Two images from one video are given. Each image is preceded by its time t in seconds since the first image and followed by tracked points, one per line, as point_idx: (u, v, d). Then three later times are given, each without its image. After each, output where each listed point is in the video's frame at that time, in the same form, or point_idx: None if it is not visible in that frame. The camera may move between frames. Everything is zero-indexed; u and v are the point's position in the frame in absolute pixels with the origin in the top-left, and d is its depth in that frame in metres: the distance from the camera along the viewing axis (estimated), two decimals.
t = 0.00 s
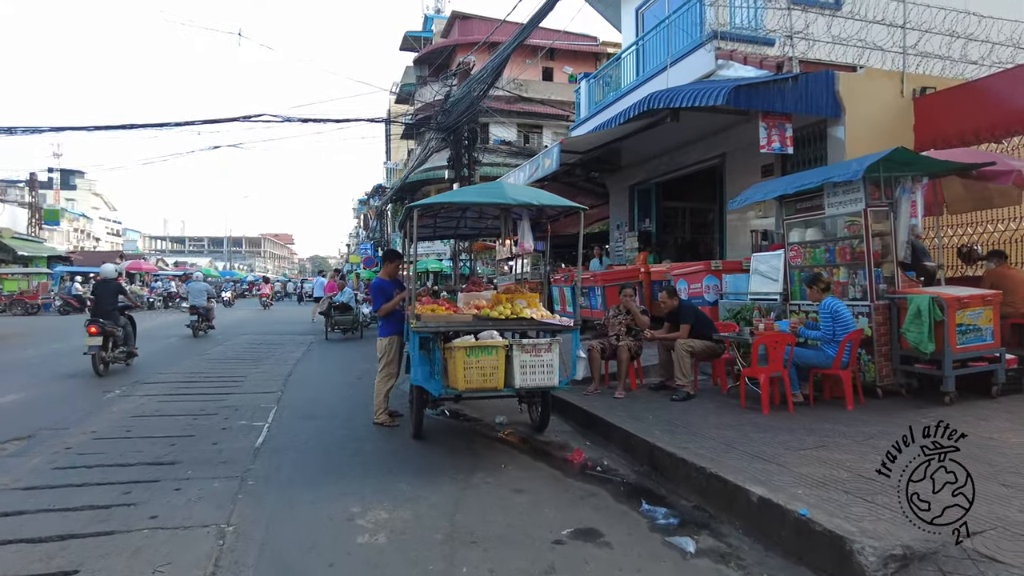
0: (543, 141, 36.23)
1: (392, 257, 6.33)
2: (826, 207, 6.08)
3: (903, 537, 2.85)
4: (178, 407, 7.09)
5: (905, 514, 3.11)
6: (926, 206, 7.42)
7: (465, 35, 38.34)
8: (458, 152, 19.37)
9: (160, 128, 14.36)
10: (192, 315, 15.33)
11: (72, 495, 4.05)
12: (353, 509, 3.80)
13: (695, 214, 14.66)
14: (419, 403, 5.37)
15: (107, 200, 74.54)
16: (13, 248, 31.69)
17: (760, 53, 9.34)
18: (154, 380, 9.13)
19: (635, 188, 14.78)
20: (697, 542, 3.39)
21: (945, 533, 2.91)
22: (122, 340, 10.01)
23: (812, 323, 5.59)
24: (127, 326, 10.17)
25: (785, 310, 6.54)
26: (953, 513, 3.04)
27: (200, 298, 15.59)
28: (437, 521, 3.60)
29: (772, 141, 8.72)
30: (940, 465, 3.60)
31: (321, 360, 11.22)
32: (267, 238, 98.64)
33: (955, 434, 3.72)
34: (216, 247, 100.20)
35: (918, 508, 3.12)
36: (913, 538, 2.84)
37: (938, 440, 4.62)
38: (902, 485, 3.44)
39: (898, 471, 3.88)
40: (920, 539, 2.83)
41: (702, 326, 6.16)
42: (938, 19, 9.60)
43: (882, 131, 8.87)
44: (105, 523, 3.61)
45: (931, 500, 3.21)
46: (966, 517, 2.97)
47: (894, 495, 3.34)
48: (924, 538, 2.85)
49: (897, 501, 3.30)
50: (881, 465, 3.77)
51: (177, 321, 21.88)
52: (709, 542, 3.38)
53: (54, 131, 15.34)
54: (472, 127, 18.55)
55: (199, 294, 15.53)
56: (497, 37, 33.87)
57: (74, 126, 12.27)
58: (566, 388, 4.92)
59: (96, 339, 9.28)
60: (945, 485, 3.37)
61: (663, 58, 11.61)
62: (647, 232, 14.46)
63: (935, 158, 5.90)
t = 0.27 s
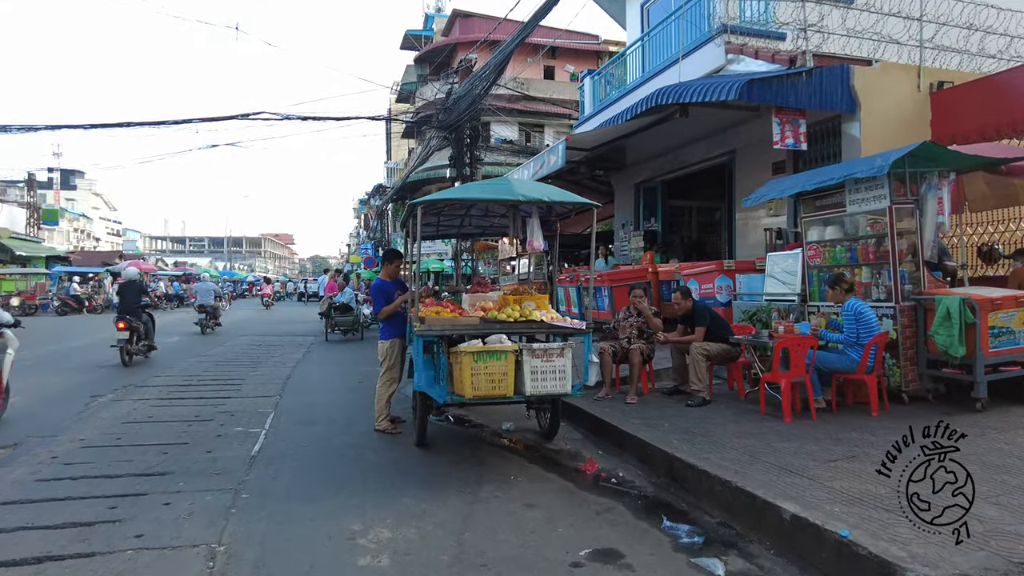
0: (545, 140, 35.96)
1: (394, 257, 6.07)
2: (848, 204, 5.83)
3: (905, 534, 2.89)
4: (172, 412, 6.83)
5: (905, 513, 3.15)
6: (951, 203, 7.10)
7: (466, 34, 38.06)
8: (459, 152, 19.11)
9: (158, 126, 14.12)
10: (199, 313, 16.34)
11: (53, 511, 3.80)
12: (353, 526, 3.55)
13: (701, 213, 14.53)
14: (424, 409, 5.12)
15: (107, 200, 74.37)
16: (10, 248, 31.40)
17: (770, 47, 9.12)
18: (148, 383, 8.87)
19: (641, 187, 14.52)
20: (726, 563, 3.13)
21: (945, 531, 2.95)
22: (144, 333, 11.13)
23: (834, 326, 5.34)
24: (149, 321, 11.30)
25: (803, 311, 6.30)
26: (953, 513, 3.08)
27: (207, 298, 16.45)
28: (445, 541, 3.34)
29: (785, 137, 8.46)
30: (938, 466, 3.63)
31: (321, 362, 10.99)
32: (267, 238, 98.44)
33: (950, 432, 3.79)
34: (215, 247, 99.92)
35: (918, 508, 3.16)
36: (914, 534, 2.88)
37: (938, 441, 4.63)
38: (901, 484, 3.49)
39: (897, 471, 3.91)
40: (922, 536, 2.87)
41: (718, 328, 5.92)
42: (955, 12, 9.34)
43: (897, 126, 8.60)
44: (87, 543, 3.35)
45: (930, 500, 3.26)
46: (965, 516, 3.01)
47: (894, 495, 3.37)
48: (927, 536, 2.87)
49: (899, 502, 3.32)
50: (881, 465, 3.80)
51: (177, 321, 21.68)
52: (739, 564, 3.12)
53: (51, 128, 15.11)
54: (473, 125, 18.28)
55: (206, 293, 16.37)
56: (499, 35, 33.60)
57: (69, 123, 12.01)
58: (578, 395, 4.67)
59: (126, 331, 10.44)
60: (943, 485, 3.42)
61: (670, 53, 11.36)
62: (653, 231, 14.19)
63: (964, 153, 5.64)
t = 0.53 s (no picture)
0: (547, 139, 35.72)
1: (398, 254, 5.75)
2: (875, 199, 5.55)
3: (901, 532, 2.87)
4: (167, 416, 6.56)
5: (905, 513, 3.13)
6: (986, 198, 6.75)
7: (468, 32, 37.82)
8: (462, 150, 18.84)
9: (156, 123, 13.87)
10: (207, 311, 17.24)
11: (35, 525, 3.53)
12: (359, 544, 3.28)
13: (710, 211, 14.10)
14: (431, 414, 4.84)
15: (108, 200, 74.19)
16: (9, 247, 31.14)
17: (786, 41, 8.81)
18: (145, 385, 8.60)
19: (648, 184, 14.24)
20: None
21: (944, 531, 2.93)
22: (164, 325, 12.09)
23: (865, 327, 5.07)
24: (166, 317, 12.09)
25: (828, 311, 6.03)
26: (953, 513, 3.05)
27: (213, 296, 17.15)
28: (459, 560, 3.08)
29: (802, 131, 8.15)
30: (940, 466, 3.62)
31: (323, 363, 10.73)
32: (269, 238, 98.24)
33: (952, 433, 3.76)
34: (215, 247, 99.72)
35: (919, 508, 3.13)
36: (911, 534, 2.86)
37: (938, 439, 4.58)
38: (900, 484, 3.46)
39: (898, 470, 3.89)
40: (919, 536, 2.85)
41: (740, 329, 5.68)
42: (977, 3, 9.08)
43: (917, 120, 8.30)
44: (69, 563, 3.08)
45: (931, 500, 3.23)
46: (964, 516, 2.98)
47: (895, 495, 3.34)
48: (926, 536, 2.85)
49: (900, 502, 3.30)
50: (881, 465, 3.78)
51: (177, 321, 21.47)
52: None
53: (47, 126, 14.84)
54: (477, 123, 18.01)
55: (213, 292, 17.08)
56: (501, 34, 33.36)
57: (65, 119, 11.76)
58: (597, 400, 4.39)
59: (145, 326, 11.39)
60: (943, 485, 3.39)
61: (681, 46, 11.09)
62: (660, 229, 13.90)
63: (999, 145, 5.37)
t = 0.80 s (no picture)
0: (549, 139, 35.46)
1: (402, 254, 5.45)
2: (903, 198, 5.30)
3: (904, 535, 2.93)
4: (162, 423, 6.30)
5: (906, 514, 3.20)
6: None
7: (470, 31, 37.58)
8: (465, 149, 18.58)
9: (153, 121, 13.58)
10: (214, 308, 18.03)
11: (15, 547, 3.27)
12: (365, 570, 3.03)
13: (717, 211, 13.81)
14: (438, 424, 4.58)
15: (107, 199, 73.89)
16: (6, 247, 30.87)
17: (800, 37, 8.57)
18: (139, 388, 8.34)
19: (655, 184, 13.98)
20: None
21: (945, 532, 2.99)
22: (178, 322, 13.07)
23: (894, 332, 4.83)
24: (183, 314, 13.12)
25: (852, 314, 5.77)
26: (953, 513, 3.12)
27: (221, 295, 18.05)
28: None
29: (819, 129, 7.90)
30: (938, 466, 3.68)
31: (323, 366, 10.47)
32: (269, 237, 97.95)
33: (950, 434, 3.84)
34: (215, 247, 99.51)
35: (919, 509, 3.20)
36: (913, 536, 2.91)
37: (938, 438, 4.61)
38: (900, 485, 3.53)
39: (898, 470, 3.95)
40: (921, 537, 2.91)
41: (760, 335, 5.42)
42: None
43: (939, 116, 8.02)
44: None
45: (930, 501, 3.30)
46: (965, 518, 3.04)
47: (895, 496, 3.41)
48: (928, 537, 2.91)
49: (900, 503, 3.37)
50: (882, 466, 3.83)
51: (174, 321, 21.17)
52: None
53: (42, 123, 14.56)
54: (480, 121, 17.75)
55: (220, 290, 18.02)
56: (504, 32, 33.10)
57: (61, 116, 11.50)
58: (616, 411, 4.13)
59: (161, 322, 12.16)
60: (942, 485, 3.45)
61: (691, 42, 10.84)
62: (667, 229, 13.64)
63: None
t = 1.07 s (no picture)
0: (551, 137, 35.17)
1: (404, 249, 5.16)
2: (935, 188, 5.02)
3: (900, 533, 2.88)
4: (153, 426, 6.04)
5: (905, 513, 3.13)
6: None
7: (471, 29, 37.31)
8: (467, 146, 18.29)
9: (149, 116, 13.31)
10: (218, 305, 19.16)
11: None
12: None
13: (725, 208, 13.54)
14: (443, 428, 4.30)
15: (107, 199, 73.68)
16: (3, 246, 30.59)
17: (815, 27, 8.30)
18: (132, 389, 8.07)
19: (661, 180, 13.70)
20: None
21: (943, 531, 2.92)
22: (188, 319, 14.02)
23: (928, 330, 4.53)
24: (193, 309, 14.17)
25: (877, 312, 5.51)
26: (953, 512, 3.05)
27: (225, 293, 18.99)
28: None
29: (836, 120, 7.60)
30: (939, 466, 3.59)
31: (323, 367, 10.20)
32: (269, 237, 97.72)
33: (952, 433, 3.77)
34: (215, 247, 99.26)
35: (917, 509, 3.11)
36: (910, 534, 2.85)
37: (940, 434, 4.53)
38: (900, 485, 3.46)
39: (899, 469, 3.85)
40: (919, 535, 2.85)
41: (783, 334, 5.16)
42: None
43: (961, 107, 7.71)
44: None
45: (931, 500, 3.23)
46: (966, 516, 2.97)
47: (895, 496, 3.34)
48: (925, 535, 2.85)
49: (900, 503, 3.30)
50: (882, 465, 3.75)
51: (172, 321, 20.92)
52: None
53: (37, 119, 14.30)
54: (482, 118, 17.48)
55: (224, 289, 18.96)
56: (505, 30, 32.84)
57: (55, 110, 11.23)
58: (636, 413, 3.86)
59: (174, 318, 13.08)
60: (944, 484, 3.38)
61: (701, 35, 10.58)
62: (674, 227, 13.38)
63: None
